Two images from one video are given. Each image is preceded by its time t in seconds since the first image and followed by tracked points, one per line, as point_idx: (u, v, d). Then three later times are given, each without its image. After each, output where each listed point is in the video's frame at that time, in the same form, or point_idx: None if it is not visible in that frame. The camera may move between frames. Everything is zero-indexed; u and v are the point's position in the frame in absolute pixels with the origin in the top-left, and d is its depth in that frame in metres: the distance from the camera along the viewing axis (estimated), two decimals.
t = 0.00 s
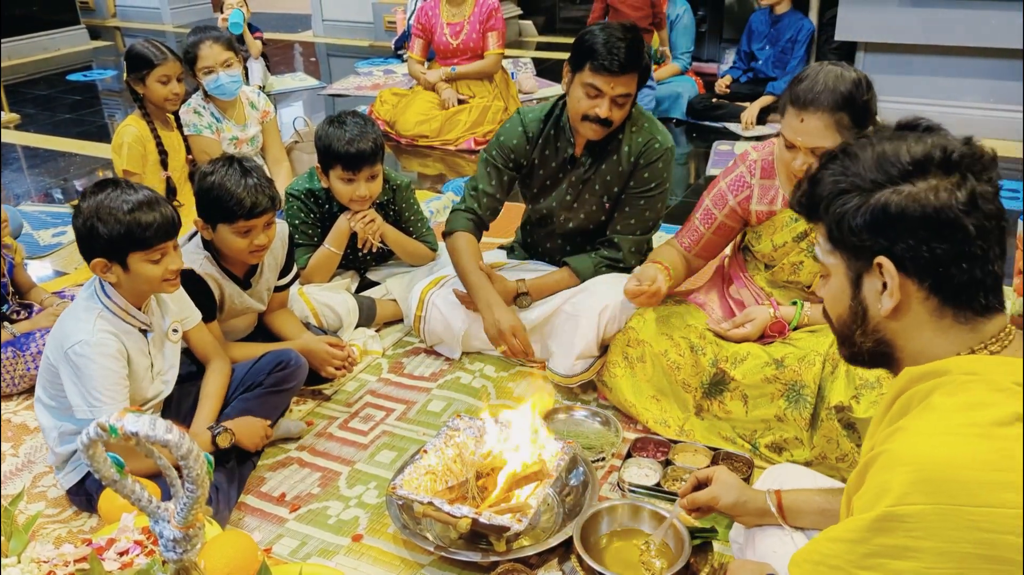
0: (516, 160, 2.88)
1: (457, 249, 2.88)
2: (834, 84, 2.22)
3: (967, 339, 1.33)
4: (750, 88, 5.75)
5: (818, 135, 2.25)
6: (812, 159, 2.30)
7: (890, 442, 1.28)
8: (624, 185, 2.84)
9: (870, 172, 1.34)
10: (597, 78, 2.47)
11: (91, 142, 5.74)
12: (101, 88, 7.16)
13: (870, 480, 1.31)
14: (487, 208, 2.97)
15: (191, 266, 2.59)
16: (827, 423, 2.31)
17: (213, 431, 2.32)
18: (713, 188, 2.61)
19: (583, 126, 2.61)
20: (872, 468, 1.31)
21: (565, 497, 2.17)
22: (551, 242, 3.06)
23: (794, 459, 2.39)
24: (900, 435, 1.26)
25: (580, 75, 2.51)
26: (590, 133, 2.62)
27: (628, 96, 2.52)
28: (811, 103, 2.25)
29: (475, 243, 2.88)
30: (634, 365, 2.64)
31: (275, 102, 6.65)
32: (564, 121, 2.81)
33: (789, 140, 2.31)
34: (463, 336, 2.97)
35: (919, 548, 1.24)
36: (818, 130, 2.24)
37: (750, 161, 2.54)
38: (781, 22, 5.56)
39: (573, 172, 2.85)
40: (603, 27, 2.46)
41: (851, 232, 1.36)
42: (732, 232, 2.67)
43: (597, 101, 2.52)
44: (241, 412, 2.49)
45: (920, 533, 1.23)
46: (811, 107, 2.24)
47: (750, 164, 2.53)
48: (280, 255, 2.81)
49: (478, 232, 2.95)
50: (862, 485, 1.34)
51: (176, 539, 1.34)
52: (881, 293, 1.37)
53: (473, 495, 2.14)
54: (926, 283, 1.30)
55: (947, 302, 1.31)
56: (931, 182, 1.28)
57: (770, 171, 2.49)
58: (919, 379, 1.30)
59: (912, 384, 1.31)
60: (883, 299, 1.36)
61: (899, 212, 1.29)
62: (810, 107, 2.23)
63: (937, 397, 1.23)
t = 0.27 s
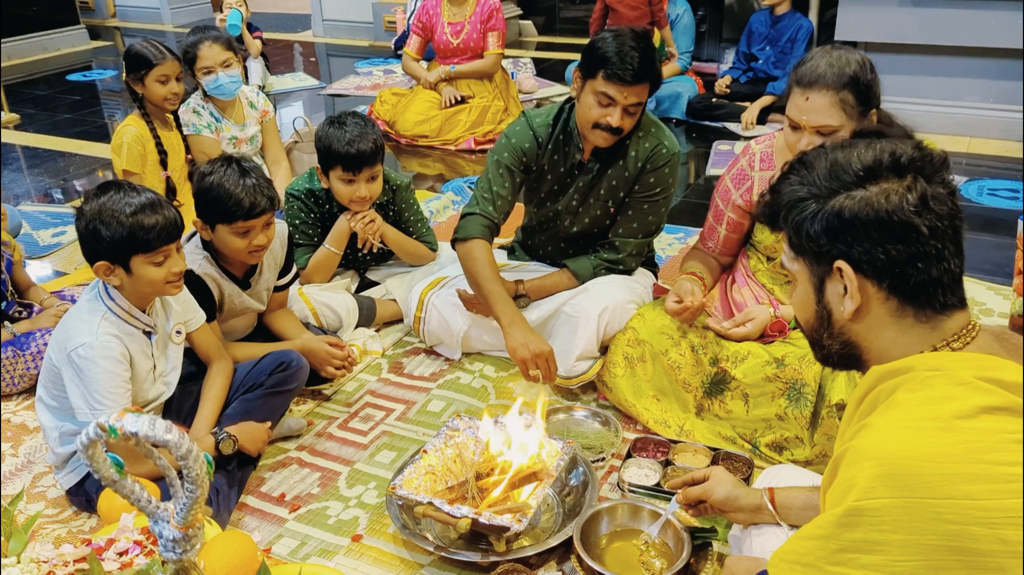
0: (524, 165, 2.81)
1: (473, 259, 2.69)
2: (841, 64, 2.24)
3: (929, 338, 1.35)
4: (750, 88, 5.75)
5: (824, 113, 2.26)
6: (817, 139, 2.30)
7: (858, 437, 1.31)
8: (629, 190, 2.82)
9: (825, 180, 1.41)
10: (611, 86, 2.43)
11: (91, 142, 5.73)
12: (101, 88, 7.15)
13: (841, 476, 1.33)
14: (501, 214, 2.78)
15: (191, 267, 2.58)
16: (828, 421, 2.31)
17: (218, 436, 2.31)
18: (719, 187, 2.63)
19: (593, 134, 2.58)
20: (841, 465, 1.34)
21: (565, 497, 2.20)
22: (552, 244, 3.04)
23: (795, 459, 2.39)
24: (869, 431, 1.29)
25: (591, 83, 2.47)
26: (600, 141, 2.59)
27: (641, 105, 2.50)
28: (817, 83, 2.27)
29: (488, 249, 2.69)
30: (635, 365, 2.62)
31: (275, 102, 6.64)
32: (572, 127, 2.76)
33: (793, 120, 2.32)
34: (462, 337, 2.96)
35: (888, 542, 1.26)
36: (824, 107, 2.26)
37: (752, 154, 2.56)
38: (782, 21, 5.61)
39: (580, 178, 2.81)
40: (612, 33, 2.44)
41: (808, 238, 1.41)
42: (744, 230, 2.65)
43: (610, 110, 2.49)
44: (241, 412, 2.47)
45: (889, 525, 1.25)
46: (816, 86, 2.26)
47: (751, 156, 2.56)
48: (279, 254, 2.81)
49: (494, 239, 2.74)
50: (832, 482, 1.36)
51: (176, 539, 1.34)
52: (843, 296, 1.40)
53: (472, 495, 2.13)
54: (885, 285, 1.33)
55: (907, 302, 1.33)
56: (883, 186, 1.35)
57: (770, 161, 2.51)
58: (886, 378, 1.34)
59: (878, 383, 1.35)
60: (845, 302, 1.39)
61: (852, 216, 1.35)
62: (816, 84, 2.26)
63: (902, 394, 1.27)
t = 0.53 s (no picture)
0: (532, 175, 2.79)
1: (501, 280, 2.60)
2: (842, 53, 2.30)
3: (935, 339, 1.36)
4: (749, 89, 5.75)
5: (829, 96, 2.30)
6: (821, 127, 2.34)
7: (865, 440, 1.31)
8: (633, 197, 2.82)
9: (837, 177, 1.40)
10: (620, 98, 2.42)
11: (91, 143, 5.73)
12: (102, 88, 7.15)
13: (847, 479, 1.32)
14: (523, 224, 2.71)
15: (191, 267, 2.59)
16: (828, 421, 2.31)
17: (219, 438, 2.31)
18: (719, 185, 2.62)
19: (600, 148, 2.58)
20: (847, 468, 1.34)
21: (566, 497, 2.17)
22: (553, 248, 3.02)
23: (795, 459, 2.40)
24: (875, 436, 1.28)
25: (600, 94, 2.46)
26: (607, 151, 2.58)
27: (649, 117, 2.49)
28: (820, 69, 2.32)
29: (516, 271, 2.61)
30: (634, 366, 2.65)
31: (275, 102, 6.64)
32: (580, 137, 2.73)
33: (798, 110, 2.35)
34: (463, 339, 2.96)
35: (895, 545, 1.27)
36: (829, 90, 2.30)
37: (752, 152, 2.56)
38: (784, 20, 5.66)
39: (586, 188, 2.80)
40: (622, 43, 2.42)
41: (818, 235, 1.41)
42: (743, 228, 2.65)
43: (619, 122, 2.48)
44: (242, 414, 2.48)
45: (896, 528, 1.26)
46: (819, 73, 2.31)
47: (751, 153, 2.56)
48: (278, 254, 2.81)
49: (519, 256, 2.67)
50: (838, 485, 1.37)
51: (176, 540, 1.34)
52: (851, 293, 1.41)
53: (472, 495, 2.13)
54: (893, 284, 1.34)
55: (915, 304, 1.34)
56: (894, 185, 1.34)
57: (770, 158, 2.51)
58: (893, 380, 1.34)
59: (885, 384, 1.35)
60: (852, 299, 1.40)
61: (864, 215, 1.34)
62: (819, 72, 2.31)
63: (909, 397, 1.27)
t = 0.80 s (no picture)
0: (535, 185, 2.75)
1: (519, 301, 2.60)
2: (840, 47, 2.24)
3: (991, 348, 1.25)
4: (751, 91, 5.74)
5: (830, 92, 2.24)
6: (824, 122, 2.27)
7: (910, 452, 1.28)
8: (637, 202, 2.78)
9: (902, 172, 1.27)
10: (624, 107, 2.39)
11: (91, 144, 5.71)
12: (102, 90, 7.12)
13: (890, 491, 1.30)
14: (536, 239, 2.70)
15: (192, 269, 2.56)
16: (827, 423, 2.24)
17: (219, 439, 2.30)
18: (718, 187, 2.57)
19: (606, 157, 2.55)
20: (890, 479, 1.31)
21: (565, 499, 2.16)
22: (556, 255, 2.97)
23: (795, 462, 2.35)
24: (922, 449, 1.24)
25: (603, 104, 2.43)
26: (612, 161, 2.56)
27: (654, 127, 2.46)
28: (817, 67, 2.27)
29: (533, 293, 2.60)
30: (633, 368, 2.62)
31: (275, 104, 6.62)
32: (582, 145, 2.68)
33: (799, 107, 2.28)
34: (462, 341, 2.93)
35: (942, 560, 1.25)
36: (829, 87, 2.24)
37: (751, 153, 2.52)
38: (790, 23, 5.61)
39: (590, 195, 2.77)
40: (625, 52, 2.40)
41: (877, 234, 1.29)
42: (743, 230, 2.62)
43: (624, 131, 2.45)
44: (243, 417, 2.45)
45: (939, 542, 1.24)
46: (819, 69, 2.25)
47: (749, 154, 2.51)
48: (278, 256, 2.78)
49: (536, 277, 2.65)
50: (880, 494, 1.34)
51: (175, 542, 1.30)
52: (906, 296, 1.29)
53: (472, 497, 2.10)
54: (953, 290, 1.21)
55: (974, 309, 1.21)
56: (965, 184, 1.19)
57: (768, 159, 2.47)
58: (946, 387, 1.28)
59: (936, 393, 1.30)
60: (908, 303, 1.28)
61: (929, 216, 1.21)
62: (819, 67, 2.25)
63: (960, 410, 1.22)
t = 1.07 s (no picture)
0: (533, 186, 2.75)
1: (519, 303, 2.61)
2: (841, 49, 2.24)
3: None
4: (751, 93, 5.78)
5: (829, 90, 2.22)
6: (827, 121, 2.24)
7: (950, 465, 1.23)
8: (635, 204, 2.78)
9: (960, 176, 1.16)
10: (622, 109, 2.40)
11: (91, 146, 5.71)
12: (103, 92, 7.13)
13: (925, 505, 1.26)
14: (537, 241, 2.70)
15: (192, 271, 2.56)
16: (827, 426, 2.27)
17: (219, 443, 2.29)
18: (717, 189, 2.57)
19: (604, 155, 2.54)
20: (925, 492, 1.27)
21: (565, 501, 2.16)
22: (556, 257, 2.98)
23: (794, 464, 2.35)
24: (966, 464, 1.20)
25: (603, 105, 2.43)
26: (610, 162, 2.55)
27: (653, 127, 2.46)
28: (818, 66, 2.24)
29: (534, 294, 2.61)
30: (633, 370, 2.62)
31: (275, 106, 6.63)
32: (581, 147, 2.68)
33: (800, 107, 2.25)
34: (462, 343, 2.93)
35: None
36: (831, 84, 2.21)
37: (749, 155, 2.52)
38: (791, 25, 5.62)
39: (589, 197, 2.77)
40: (624, 53, 2.40)
41: (933, 244, 1.19)
42: (741, 232, 2.62)
43: (622, 133, 2.45)
44: (241, 419, 2.44)
45: (970, 556, 1.20)
46: (819, 68, 2.23)
47: (748, 156, 2.51)
48: (278, 258, 2.79)
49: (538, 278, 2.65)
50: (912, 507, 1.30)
51: (175, 544, 1.30)
52: (956, 308, 1.21)
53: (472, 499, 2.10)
54: (1011, 306, 1.12)
55: None
56: None
57: (766, 162, 2.47)
58: (986, 401, 1.23)
59: (976, 406, 1.25)
60: (958, 316, 1.20)
61: (992, 229, 1.10)
62: (820, 66, 2.22)
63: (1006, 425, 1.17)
